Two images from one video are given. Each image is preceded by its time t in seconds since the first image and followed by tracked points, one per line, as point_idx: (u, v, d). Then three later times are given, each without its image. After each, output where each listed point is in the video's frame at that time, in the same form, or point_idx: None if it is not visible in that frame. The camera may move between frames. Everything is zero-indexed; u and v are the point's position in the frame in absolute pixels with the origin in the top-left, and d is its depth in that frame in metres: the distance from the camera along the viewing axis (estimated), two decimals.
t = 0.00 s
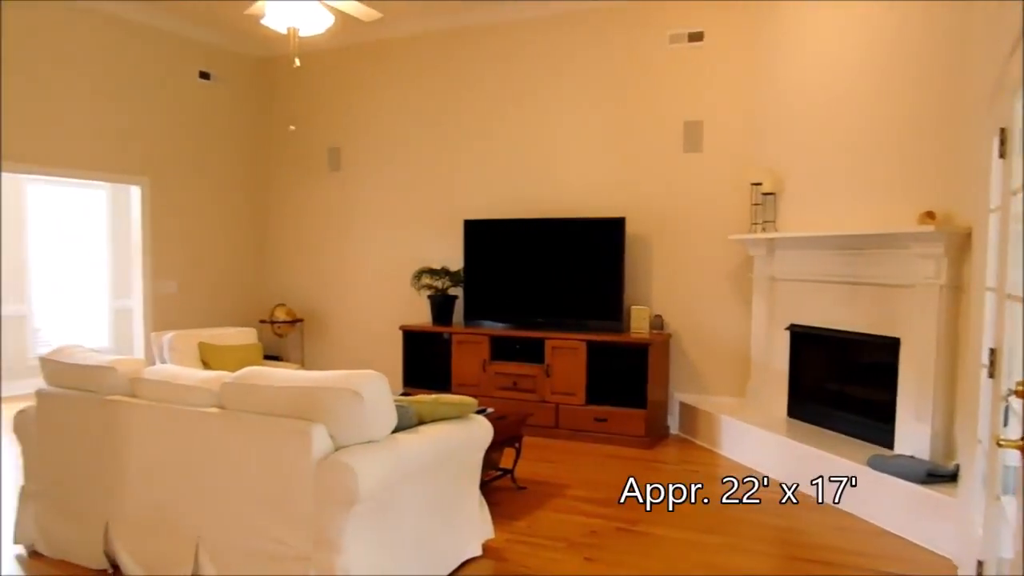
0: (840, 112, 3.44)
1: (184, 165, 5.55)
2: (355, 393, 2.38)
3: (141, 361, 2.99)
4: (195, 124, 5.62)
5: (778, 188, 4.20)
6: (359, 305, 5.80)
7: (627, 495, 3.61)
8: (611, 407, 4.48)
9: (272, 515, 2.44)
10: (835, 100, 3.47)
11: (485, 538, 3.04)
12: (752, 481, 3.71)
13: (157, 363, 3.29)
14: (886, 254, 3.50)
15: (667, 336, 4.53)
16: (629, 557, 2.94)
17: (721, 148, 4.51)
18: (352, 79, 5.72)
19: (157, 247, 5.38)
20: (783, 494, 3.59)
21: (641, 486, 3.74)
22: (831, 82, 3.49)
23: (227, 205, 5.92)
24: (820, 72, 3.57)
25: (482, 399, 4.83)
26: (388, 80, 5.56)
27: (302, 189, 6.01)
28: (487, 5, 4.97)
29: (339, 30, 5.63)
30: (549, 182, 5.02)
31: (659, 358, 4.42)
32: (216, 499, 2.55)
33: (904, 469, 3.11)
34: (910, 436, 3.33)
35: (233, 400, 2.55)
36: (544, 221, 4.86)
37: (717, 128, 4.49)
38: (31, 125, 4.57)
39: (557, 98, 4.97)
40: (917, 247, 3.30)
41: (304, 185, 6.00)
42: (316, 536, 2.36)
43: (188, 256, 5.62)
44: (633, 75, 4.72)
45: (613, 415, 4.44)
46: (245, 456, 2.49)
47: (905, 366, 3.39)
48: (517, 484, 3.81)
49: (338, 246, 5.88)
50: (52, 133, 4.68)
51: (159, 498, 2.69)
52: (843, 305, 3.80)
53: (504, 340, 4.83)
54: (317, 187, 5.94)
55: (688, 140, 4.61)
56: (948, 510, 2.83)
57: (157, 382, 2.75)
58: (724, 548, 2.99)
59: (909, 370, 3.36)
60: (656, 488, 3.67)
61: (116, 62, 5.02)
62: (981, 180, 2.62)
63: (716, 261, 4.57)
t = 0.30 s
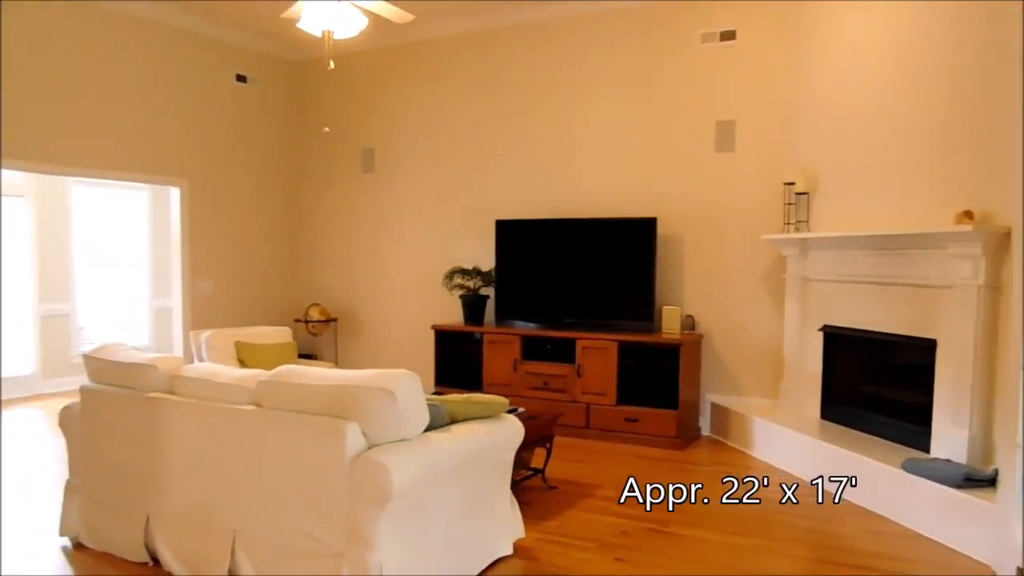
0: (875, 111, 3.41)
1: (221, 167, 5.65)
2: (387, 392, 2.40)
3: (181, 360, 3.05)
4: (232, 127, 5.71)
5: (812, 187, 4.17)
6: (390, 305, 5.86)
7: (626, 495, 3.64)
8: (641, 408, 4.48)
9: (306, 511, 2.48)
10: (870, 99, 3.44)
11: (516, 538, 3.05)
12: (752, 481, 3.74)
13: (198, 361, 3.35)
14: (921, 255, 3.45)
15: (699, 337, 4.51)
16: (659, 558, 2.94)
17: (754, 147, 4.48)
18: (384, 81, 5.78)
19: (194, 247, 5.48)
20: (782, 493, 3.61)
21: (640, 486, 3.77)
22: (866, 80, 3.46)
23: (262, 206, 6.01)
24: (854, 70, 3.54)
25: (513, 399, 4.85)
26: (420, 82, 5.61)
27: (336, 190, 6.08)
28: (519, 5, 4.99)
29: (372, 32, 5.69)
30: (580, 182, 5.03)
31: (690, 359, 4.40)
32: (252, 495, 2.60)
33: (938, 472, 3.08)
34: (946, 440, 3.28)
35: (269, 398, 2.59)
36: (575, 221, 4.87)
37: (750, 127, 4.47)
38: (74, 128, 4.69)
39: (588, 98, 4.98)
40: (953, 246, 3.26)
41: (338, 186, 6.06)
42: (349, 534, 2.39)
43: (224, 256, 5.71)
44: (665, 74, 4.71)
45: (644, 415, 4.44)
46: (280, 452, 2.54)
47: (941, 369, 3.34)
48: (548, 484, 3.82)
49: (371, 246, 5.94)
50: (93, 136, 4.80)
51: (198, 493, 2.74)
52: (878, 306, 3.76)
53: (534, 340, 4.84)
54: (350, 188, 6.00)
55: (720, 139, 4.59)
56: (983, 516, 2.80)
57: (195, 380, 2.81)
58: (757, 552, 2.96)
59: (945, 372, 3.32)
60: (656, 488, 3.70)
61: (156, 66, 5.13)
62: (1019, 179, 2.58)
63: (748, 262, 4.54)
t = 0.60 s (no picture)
0: (908, 111, 3.38)
1: (253, 169, 5.73)
2: (418, 392, 2.43)
3: (216, 359, 3.11)
4: (265, 129, 5.80)
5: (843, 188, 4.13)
6: (420, 306, 5.90)
7: (626, 495, 3.67)
8: (670, 409, 4.46)
9: (336, 509, 2.51)
10: (902, 99, 3.41)
11: (544, 538, 3.06)
12: (752, 481, 3.76)
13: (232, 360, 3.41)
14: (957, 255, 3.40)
15: (728, 338, 4.48)
16: (686, 560, 2.93)
17: (784, 148, 4.45)
18: (414, 83, 5.82)
19: (227, 249, 5.56)
20: (782, 493, 3.63)
21: (640, 486, 3.80)
22: (899, 80, 3.42)
23: (294, 207, 6.08)
24: (887, 70, 3.50)
25: (541, 400, 4.86)
26: (450, 84, 5.64)
27: (367, 191, 6.13)
28: (549, 7, 5.00)
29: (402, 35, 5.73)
30: (610, 183, 5.02)
31: (719, 360, 4.38)
32: (284, 492, 2.64)
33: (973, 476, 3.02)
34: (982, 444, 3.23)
35: (301, 397, 2.63)
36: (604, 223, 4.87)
37: (781, 128, 4.44)
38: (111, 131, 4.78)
39: (617, 99, 4.97)
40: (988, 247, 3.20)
41: (368, 187, 6.12)
42: (379, 532, 2.41)
43: (256, 257, 5.79)
44: (694, 75, 4.69)
45: (672, 417, 4.43)
46: (311, 451, 2.57)
47: (977, 371, 3.29)
48: (576, 485, 3.83)
49: (401, 248, 5.99)
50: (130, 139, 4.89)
51: (232, 490, 2.79)
52: (911, 308, 3.71)
53: (563, 341, 4.85)
54: (380, 190, 6.05)
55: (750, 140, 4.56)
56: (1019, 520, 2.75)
57: (228, 378, 2.85)
58: (787, 554, 2.94)
59: (981, 375, 3.27)
60: (656, 488, 3.73)
61: (190, 70, 5.22)
62: None
63: (778, 262, 4.51)
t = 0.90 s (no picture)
0: (941, 110, 3.35)
1: (286, 171, 5.81)
2: (449, 392, 2.44)
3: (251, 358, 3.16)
4: (298, 132, 5.88)
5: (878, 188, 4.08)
6: (450, 306, 5.94)
7: (625, 495, 3.68)
8: (700, 410, 4.44)
9: (368, 508, 2.54)
10: (935, 98, 3.38)
11: (574, 538, 3.07)
12: (752, 481, 3.77)
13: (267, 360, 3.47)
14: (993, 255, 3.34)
15: (759, 339, 4.45)
16: (715, 562, 2.93)
17: (816, 148, 4.41)
18: (445, 85, 5.86)
19: (261, 249, 5.64)
20: (783, 493, 3.64)
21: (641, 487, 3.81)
22: (933, 79, 3.39)
23: (326, 209, 6.15)
24: (919, 69, 3.47)
25: (571, 400, 4.87)
26: (480, 86, 5.68)
27: (398, 193, 6.19)
28: (579, 8, 5.01)
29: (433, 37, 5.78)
30: (640, 184, 5.02)
31: (750, 362, 4.36)
32: (317, 490, 2.68)
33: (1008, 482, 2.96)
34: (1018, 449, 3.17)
35: (334, 396, 2.66)
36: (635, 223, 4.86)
37: (813, 127, 4.41)
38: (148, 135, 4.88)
39: (647, 99, 4.96)
40: None
41: (400, 189, 6.17)
42: (410, 530, 2.43)
43: (289, 258, 5.87)
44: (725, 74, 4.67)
45: (702, 418, 4.41)
46: (344, 451, 2.60)
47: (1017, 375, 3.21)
48: (606, 485, 3.83)
49: (431, 249, 6.03)
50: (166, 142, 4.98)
51: (267, 488, 2.83)
52: (946, 309, 3.65)
53: (592, 341, 4.86)
54: (412, 190, 6.11)
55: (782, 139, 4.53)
56: None
57: (263, 377, 2.90)
58: (818, 557, 2.92)
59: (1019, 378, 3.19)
60: (656, 488, 3.75)
61: (225, 74, 5.31)
62: None
63: (810, 263, 4.47)
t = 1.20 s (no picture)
0: (974, 108, 3.30)
1: (321, 172, 5.88)
2: (482, 392, 2.46)
3: (289, 356, 3.21)
4: (333, 133, 5.95)
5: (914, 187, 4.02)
6: (483, 306, 5.97)
7: (625, 495, 3.67)
8: (733, 412, 4.42)
9: (402, 505, 2.57)
10: (969, 96, 3.33)
11: (607, 539, 3.08)
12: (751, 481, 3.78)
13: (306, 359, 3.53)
14: None
15: (794, 340, 4.41)
16: (748, 564, 2.91)
17: (853, 146, 4.36)
18: (478, 85, 5.89)
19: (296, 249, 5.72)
20: (782, 493, 3.65)
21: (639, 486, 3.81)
22: (966, 76, 3.34)
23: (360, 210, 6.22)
24: (954, 66, 3.42)
25: (604, 400, 4.87)
26: (512, 87, 5.71)
27: (432, 193, 6.23)
28: (611, 8, 5.01)
29: (465, 38, 5.81)
30: (673, 183, 5.00)
31: (785, 363, 4.32)
32: (353, 487, 2.71)
33: None
34: None
35: (370, 395, 2.70)
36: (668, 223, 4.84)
37: (848, 126, 4.36)
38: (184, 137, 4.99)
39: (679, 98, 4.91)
40: None
41: (434, 190, 6.21)
42: (444, 528, 2.46)
43: (324, 258, 5.94)
44: (759, 73, 4.64)
45: (735, 419, 4.38)
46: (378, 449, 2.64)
47: None
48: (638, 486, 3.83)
49: (465, 248, 6.07)
50: (201, 144, 5.09)
51: (304, 485, 2.87)
52: (984, 310, 3.59)
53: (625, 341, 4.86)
54: (445, 190, 6.15)
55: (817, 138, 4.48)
56: None
57: (300, 376, 2.95)
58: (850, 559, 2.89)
59: None
60: (656, 487, 3.74)
61: (258, 76, 5.40)
62: None
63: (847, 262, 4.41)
